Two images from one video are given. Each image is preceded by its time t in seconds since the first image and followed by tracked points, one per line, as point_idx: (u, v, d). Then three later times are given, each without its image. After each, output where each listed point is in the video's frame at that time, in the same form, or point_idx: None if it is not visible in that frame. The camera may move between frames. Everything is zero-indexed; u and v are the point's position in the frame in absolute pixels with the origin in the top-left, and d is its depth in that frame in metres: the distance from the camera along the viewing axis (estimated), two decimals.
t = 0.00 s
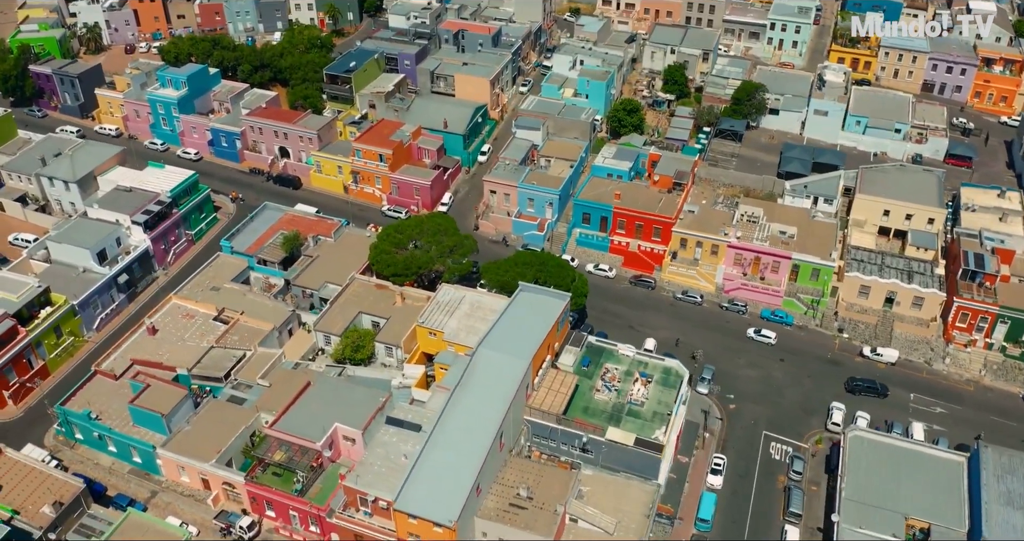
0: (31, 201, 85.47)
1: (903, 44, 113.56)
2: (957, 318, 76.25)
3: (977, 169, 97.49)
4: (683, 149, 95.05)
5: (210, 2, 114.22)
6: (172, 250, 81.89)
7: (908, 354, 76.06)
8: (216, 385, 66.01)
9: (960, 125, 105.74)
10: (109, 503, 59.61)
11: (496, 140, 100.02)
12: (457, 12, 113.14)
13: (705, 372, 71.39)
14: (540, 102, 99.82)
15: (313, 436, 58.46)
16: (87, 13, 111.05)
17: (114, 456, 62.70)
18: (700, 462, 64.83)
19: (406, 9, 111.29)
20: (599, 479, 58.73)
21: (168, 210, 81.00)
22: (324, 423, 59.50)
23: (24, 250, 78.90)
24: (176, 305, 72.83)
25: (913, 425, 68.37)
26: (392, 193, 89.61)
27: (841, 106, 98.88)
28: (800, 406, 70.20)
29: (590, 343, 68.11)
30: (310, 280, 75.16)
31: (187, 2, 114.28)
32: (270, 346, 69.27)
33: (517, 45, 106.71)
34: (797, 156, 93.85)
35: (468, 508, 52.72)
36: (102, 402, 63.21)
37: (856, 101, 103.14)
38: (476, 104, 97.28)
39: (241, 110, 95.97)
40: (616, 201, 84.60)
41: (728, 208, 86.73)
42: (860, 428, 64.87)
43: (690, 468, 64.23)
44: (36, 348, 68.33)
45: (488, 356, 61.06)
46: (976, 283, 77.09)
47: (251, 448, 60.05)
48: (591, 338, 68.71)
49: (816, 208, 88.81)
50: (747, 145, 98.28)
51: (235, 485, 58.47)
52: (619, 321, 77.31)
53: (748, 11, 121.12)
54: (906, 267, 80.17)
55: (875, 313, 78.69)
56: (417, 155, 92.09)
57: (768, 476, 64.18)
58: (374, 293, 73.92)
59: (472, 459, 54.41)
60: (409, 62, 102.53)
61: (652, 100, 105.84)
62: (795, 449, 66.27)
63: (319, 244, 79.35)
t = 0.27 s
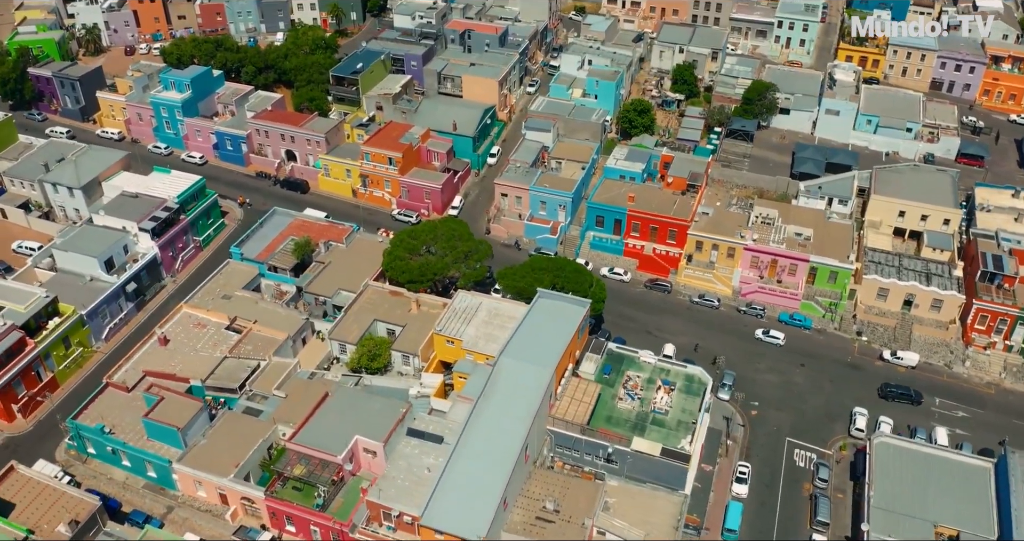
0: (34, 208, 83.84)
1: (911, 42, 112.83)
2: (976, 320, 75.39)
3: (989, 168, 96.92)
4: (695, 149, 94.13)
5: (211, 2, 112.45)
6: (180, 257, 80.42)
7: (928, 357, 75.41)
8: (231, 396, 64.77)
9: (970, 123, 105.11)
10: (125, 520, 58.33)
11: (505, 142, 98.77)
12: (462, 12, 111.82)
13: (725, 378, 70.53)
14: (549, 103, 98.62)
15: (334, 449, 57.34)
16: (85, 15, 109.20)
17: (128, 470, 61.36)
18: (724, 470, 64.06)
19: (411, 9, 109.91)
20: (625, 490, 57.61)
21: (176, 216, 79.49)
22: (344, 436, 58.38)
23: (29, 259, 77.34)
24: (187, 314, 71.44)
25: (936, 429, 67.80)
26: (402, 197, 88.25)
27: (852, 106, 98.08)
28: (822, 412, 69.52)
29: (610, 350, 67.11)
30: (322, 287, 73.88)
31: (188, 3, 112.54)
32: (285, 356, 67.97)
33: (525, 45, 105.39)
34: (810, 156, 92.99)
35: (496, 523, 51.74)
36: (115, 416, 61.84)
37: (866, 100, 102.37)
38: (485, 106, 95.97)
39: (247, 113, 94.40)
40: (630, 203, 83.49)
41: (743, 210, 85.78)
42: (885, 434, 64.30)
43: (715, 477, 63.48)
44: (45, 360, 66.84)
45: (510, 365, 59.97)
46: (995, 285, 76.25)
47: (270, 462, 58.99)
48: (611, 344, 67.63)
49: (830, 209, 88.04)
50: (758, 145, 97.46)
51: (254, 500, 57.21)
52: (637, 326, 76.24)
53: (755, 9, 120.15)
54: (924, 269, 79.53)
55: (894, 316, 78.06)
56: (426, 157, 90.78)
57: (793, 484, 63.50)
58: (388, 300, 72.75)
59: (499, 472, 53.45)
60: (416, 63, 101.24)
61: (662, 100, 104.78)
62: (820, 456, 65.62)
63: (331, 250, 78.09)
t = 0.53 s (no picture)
0: (38, 214, 82.25)
1: (920, 40, 112.13)
2: (995, 322, 75.07)
3: (1001, 167, 96.29)
4: (707, 150, 93.29)
5: (212, 2, 111.32)
6: (188, 263, 78.91)
7: (947, 360, 74.70)
8: (246, 407, 63.25)
9: (980, 122, 104.47)
10: (142, 536, 57.07)
11: (515, 143, 97.62)
12: (468, 11, 110.63)
13: (746, 383, 69.70)
14: (559, 104, 97.49)
15: (356, 462, 56.29)
16: (85, 15, 107.49)
17: (143, 485, 60.02)
18: (749, 478, 63.27)
19: (417, 9, 108.59)
20: (651, 500, 56.43)
21: (184, 222, 77.98)
22: (365, 448, 57.36)
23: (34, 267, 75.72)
24: (199, 323, 70.07)
25: (959, 433, 67.13)
26: (412, 200, 86.97)
27: (865, 105, 97.30)
28: (844, 417, 68.78)
29: (631, 357, 66.17)
30: (336, 293, 72.67)
31: (189, 3, 110.79)
32: (300, 365, 66.71)
33: (532, 45, 104.20)
34: (823, 156, 92.22)
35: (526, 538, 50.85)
36: (129, 429, 60.48)
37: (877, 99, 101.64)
38: (494, 107, 94.69)
39: (252, 115, 92.89)
40: (644, 205, 82.53)
41: (758, 211, 84.85)
42: (910, 439, 63.57)
43: (740, 484, 62.70)
44: (54, 372, 65.34)
45: (534, 374, 59.03)
46: (1014, 287, 75.91)
47: (289, 475, 58.07)
48: (632, 351, 66.78)
49: (845, 209, 87.20)
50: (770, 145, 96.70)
51: (275, 515, 55.94)
52: (654, 331, 75.34)
53: (762, 7, 119.24)
54: (941, 270, 78.88)
55: (912, 318, 77.36)
56: (436, 160, 89.46)
57: (819, 491, 62.77)
58: (403, 306, 71.60)
59: (527, 483, 52.43)
60: (423, 64, 99.96)
61: (671, 99, 103.79)
62: (844, 462, 64.90)
63: (343, 256, 76.85)
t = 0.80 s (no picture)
0: (41, 220, 80.90)
1: (927, 38, 111.54)
2: (1012, 323, 74.62)
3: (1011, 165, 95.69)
4: (718, 150, 92.52)
5: (213, 3, 110.02)
6: (196, 269, 77.57)
7: (965, 362, 74.08)
8: (260, 417, 62.15)
9: (988, 120, 103.93)
10: None
11: (523, 144, 96.67)
12: (472, 10, 109.60)
13: (765, 387, 69.03)
14: (568, 104, 96.48)
15: (376, 473, 55.36)
16: (84, 17, 106.10)
17: (157, 497, 58.91)
18: (771, 484, 62.62)
19: (422, 9, 107.50)
20: (675, 508, 55.42)
21: (191, 227, 76.74)
22: (384, 459, 56.48)
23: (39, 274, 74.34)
24: (210, 331, 68.92)
25: (980, 436, 66.55)
26: (421, 203, 85.95)
27: (875, 104, 96.63)
28: (864, 422, 68.18)
29: (650, 364, 65.41)
30: (348, 300, 71.83)
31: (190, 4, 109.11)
32: (313, 373, 65.76)
33: (539, 45, 103.24)
34: (835, 156, 91.53)
35: None
36: (141, 441, 59.35)
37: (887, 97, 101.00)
38: (502, 108, 93.62)
39: (257, 118, 91.56)
40: (657, 207, 81.74)
41: (771, 212, 84.04)
42: (932, 444, 62.93)
43: (762, 491, 62.11)
44: (63, 382, 64.08)
45: (555, 383, 58.52)
46: None
47: (307, 487, 57.28)
48: (650, 357, 65.96)
49: (858, 210, 86.50)
50: (780, 145, 96.06)
51: (293, 528, 54.82)
52: (670, 334, 74.56)
53: (768, 5, 118.47)
54: (957, 271, 78.34)
55: (929, 320, 76.80)
56: (444, 162, 88.38)
57: (841, 497, 62.20)
58: (416, 312, 70.75)
59: (551, 495, 51.83)
60: (429, 64, 98.71)
61: (679, 99, 102.97)
62: (866, 467, 64.30)
63: (354, 261, 75.97)
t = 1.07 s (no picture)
0: (46, 226, 79.35)
1: (936, 35, 110.89)
2: None
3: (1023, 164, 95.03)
4: (730, 151, 91.69)
5: (215, 3, 108.39)
6: (206, 276, 76.34)
7: (985, 364, 73.44)
8: (277, 428, 61.02)
9: (999, 118, 103.40)
10: None
11: (533, 145, 95.58)
12: (478, 9, 108.28)
13: (787, 392, 68.27)
14: (579, 105, 95.43)
15: (400, 487, 54.28)
16: (83, 18, 104.72)
17: (174, 512, 57.65)
18: (796, 492, 61.90)
19: (428, 8, 106.20)
20: (703, 518, 54.90)
21: (200, 233, 75.33)
22: (407, 472, 55.40)
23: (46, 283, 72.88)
24: (223, 340, 67.69)
25: (1004, 440, 65.94)
26: (432, 207, 84.74)
27: (887, 103, 95.88)
28: (887, 426, 67.52)
29: (672, 370, 64.48)
30: (362, 306, 70.51)
31: (191, 4, 107.54)
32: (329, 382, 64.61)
33: (546, 44, 102.10)
34: (848, 155, 90.82)
35: None
36: (157, 454, 58.08)
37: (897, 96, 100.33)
38: (512, 109, 92.29)
39: (263, 120, 90.10)
40: (672, 209, 80.78)
41: (786, 213, 83.21)
42: (957, 449, 62.32)
43: (788, 499, 61.37)
44: (74, 394, 62.69)
45: (579, 393, 57.90)
46: None
47: (327, 501, 55.75)
48: (672, 363, 65.06)
49: (873, 210, 85.66)
50: (791, 145, 95.39)
51: None
52: (689, 339, 73.71)
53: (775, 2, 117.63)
54: (975, 272, 77.76)
55: (947, 322, 76.18)
56: (455, 164, 87.00)
57: (867, 504, 61.53)
58: (432, 318, 69.66)
59: (579, 508, 51.01)
60: (437, 64, 97.21)
61: (689, 99, 102.06)
62: (891, 473, 63.63)
63: (367, 266, 74.81)
